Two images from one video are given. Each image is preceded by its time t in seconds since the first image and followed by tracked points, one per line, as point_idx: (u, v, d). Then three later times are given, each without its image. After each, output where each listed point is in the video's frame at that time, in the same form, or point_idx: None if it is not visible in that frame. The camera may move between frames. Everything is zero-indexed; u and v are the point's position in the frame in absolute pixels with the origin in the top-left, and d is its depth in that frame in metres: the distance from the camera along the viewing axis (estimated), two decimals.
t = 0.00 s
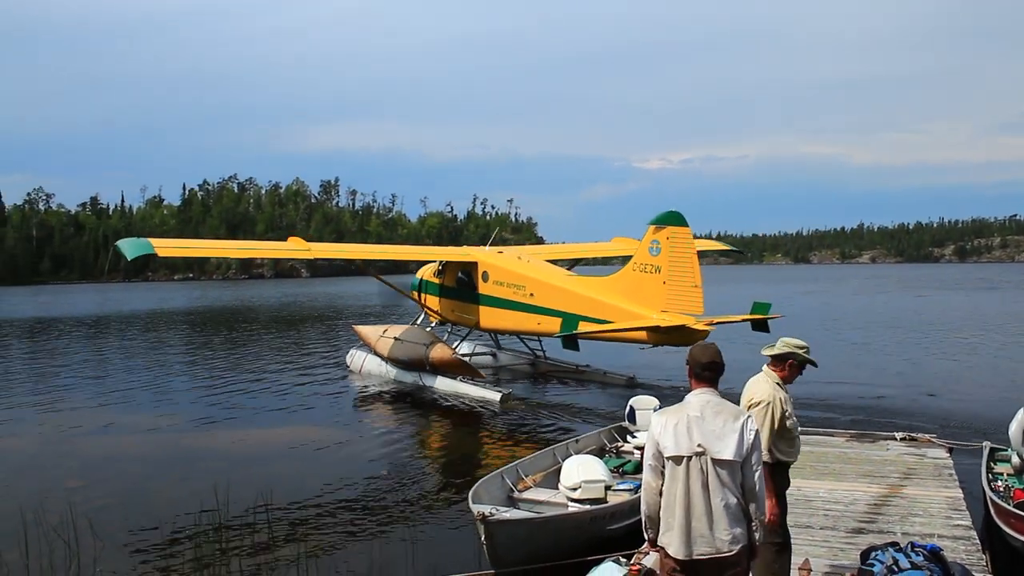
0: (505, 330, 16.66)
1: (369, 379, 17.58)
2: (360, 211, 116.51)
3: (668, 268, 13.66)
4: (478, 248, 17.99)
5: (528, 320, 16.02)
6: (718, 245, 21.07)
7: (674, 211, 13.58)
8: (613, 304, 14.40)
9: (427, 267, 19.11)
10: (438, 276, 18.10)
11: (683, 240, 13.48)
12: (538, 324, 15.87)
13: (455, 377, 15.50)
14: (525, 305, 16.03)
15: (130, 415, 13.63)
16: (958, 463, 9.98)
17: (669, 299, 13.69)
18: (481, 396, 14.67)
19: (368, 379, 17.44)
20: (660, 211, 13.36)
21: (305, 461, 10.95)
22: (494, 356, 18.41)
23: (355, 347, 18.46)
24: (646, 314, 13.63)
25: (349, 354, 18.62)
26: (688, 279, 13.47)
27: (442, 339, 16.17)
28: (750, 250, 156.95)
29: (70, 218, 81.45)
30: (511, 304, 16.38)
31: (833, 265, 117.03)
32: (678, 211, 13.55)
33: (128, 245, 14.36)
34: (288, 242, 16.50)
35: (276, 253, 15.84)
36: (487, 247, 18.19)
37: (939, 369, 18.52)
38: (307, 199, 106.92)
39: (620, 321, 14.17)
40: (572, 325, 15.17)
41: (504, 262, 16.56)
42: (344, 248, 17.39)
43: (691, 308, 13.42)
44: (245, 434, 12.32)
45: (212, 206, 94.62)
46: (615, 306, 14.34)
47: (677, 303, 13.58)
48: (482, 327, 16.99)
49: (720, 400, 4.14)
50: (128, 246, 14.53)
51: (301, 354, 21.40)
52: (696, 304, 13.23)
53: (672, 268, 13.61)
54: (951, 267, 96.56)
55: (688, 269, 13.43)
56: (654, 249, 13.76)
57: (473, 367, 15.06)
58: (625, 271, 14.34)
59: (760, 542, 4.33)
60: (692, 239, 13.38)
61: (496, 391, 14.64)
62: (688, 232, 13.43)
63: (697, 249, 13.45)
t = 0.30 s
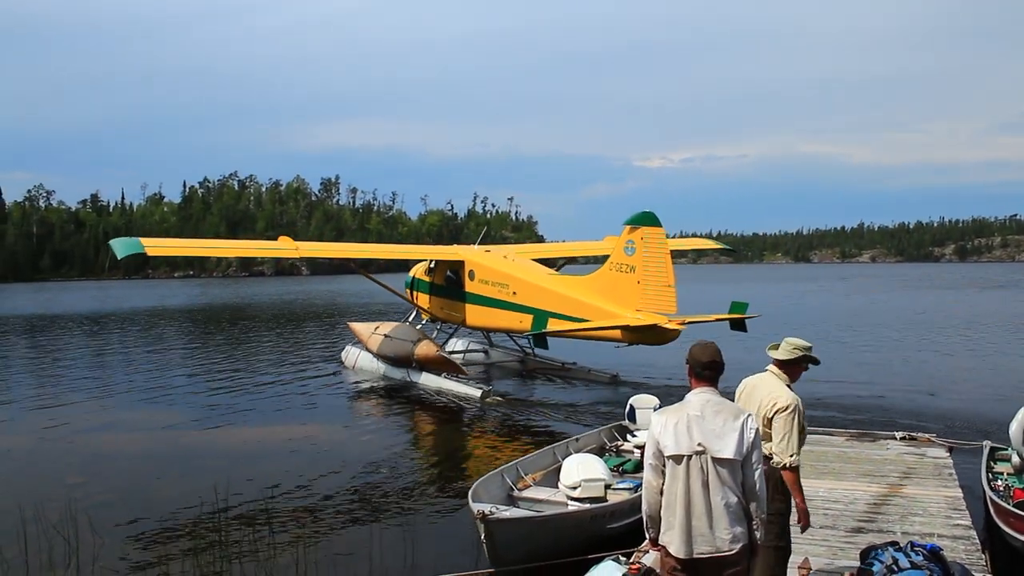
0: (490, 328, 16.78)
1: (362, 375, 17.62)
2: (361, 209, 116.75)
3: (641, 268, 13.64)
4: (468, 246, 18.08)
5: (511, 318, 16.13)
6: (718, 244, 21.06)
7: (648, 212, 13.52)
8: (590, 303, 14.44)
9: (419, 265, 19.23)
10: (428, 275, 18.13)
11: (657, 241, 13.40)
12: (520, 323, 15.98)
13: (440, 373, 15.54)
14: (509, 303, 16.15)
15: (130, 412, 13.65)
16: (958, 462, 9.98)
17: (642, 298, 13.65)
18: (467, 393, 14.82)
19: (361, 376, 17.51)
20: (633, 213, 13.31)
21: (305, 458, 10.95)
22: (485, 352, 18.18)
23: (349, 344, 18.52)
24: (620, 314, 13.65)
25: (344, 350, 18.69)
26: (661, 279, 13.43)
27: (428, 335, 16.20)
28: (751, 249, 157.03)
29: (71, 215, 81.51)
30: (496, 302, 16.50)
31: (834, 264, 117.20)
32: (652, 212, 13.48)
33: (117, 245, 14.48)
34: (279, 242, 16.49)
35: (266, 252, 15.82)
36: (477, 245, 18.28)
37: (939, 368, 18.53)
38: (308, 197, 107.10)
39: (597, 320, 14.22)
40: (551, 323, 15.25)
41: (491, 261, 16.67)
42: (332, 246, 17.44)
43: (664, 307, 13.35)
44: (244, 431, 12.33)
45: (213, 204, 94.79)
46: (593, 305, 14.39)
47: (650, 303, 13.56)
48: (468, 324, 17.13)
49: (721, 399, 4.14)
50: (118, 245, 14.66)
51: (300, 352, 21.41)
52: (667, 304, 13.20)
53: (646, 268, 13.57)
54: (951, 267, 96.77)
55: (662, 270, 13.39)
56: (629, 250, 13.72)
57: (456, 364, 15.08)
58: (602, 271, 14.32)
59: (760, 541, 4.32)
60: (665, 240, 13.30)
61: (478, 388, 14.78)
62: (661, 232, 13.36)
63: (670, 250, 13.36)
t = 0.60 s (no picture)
0: (480, 326, 16.88)
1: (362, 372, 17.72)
2: (367, 208, 116.87)
3: (621, 267, 13.64)
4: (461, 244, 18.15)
5: (499, 316, 16.23)
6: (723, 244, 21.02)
7: (629, 212, 13.51)
8: (573, 302, 14.48)
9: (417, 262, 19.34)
10: (425, 273, 18.13)
11: (636, 240, 13.40)
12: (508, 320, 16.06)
13: (431, 370, 15.62)
14: (498, 301, 16.24)
15: (137, 409, 13.71)
16: (965, 462, 9.96)
17: (622, 297, 13.67)
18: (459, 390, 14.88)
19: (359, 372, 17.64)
20: (613, 212, 13.32)
21: (309, 457, 10.96)
22: (484, 349, 18.10)
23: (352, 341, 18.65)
24: (600, 313, 13.69)
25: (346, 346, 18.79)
26: (641, 278, 13.43)
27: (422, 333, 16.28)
28: (756, 248, 156.66)
29: (78, 213, 81.89)
30: (486, 300, 16.58)
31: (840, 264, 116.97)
32: (632, 212, 13.47)
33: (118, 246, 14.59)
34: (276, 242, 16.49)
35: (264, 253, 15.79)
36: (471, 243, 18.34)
37: (947, 368, 18.47)
38: (314, 196, 107.28)
39: (579, 319, 14.27)
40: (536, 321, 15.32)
41: (483, 260, 16.70)
42: (331, 245, 17.45)
43: (643, 306, 13.36)
44: (248, 429, 12.35)
45: (219, 202, 95.03)
46: (575, 304, 14.43)
47: (630, 302, 13.57)
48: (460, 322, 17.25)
49: (728, 399, 4.13)
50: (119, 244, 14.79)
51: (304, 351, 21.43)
52: (646, 303, 13.22)
53: (626, 267, 13.58)
54: (958, 266, 96.47)
55: (641, 269, 13.39)
56: (610, 249, 13.72)
57: (447, 361, 15.16)
58: (584, 270, 14.35)
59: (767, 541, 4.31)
60: (644, 239, 13.29)
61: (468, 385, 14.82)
62: (641, 232, 13.35)
63: (649, 249, 13.34)
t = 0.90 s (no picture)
0: (468, 325, 16.93)
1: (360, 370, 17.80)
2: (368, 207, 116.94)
3: (598, 267, 13.64)
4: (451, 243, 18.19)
5: (485, 315, 16.29)
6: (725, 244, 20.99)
7: (605, 212, 13.49)
8: (552, 301, 14.50)
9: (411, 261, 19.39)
10: (417, 272, 18.15)
11: (612, 241, 13.38)
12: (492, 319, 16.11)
13: (419, 368, 15.67)
14: (483, 300, 16.29)
15: (140, 409, 13.73)
16: (968, 462, 9.95)
17: (599, 297, 13.66)
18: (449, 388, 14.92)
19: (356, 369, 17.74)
20: (588, 213, 13.32)
21: (311, 457, 10.95)
22: (479, 347, 18.10)
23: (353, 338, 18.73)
24: (576, 312, 13.71)
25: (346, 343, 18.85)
26: (616, 278, 13.42)
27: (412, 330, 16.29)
28: (760, 247, 156.77)
29: (80, 213, 82.02)
30: (473, 300, 16.63)
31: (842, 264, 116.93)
32: (608, 212, 13.45)
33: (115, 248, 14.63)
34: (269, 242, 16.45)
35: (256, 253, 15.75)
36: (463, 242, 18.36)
37: (950, 367, 18.45)
38: (315, 195, 107.37)
39: (557, 318, 14.30)
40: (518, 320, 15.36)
41: (471, 260, 16.74)
42: (324, 245, 17.43)
43: (619, 305, 13.36)
44: (248, 429, 12.35)
45: (220, 202, 95.15)
46: (554, 303, 14.46)
47: (606, 301, 13.57)
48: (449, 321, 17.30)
49: (729, 399, 4.12)
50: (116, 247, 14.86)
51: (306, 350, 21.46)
52: (621, 303, 13.22)
53: (602, 267, 13.58)
54: (960, 265, 96.45)
55: (617, 269, 13.38)
56: (587, 249, 13.73)
57: (433, 360, 15.19)
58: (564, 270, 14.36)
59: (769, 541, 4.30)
60: (619, 240, 13.26)
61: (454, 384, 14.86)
62: (615, 232, 13.33)
63: (624, 249, 13.31)
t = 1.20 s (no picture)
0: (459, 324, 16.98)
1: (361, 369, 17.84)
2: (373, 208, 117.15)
3: (578, 266, 13.65)
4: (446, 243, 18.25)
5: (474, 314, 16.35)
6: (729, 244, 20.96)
7: (585, 213, 13.50)
8: (536, 301, 14.54)
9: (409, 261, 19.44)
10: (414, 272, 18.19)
11: (591, 240, 13.38)
12: (480, 319, 16.17)
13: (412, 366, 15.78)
14: (472, 299, 16.35)
15: (144, 410, 13.76)
16: (974, 461, 9.93)
17: (579, 296, 13.68)
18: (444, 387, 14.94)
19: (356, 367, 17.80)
20: (568, 214, 13.36)
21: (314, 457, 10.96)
22: (477, 346, 18.11)
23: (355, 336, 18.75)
24: (557, 311, 13.74)
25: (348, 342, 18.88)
26: (595, 278, 13.42)
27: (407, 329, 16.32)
28: (765, 246, 156.65)
29: (85, 215, 82.32)
30: (463, 299, 16.64)
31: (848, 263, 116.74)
32: (588, 213, 13.46)
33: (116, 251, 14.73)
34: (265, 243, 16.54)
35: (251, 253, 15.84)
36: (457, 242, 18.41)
37: (957, 366, 18.41)
38: (320, 196, 107.61)
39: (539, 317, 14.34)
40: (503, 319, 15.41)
41: (462, 259, 16.81)
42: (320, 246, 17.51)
43: (598, 305, 13.36)
44: (251, 429, 12.38)
45: (225, 203, 95.42)
46: (537, 303, 14.50)
47: (586, 301, 13.58)
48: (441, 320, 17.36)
49: (729, 397, 4.07)
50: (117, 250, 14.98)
51: (311, 351, 21.51)
52: (600, 302, 13.23)
53: (582, 267, 13.59)
54: (966, 264, 96.23)
55: (596, 268, 13.38)
56: (568, 249, 13.76)
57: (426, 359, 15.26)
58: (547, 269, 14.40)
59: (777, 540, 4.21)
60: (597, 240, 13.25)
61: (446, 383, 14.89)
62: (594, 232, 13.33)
63: (603, 249, 13.31)
